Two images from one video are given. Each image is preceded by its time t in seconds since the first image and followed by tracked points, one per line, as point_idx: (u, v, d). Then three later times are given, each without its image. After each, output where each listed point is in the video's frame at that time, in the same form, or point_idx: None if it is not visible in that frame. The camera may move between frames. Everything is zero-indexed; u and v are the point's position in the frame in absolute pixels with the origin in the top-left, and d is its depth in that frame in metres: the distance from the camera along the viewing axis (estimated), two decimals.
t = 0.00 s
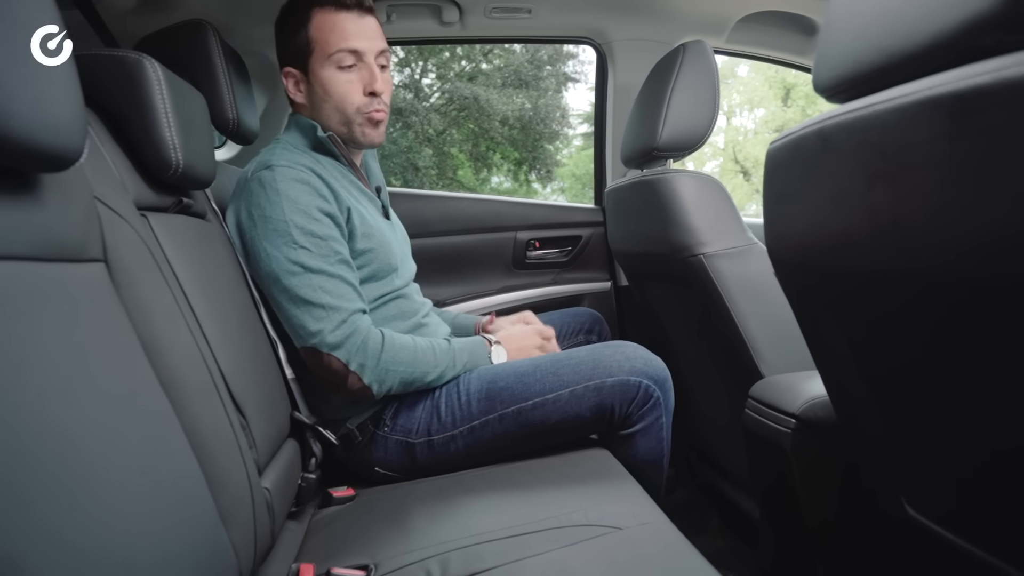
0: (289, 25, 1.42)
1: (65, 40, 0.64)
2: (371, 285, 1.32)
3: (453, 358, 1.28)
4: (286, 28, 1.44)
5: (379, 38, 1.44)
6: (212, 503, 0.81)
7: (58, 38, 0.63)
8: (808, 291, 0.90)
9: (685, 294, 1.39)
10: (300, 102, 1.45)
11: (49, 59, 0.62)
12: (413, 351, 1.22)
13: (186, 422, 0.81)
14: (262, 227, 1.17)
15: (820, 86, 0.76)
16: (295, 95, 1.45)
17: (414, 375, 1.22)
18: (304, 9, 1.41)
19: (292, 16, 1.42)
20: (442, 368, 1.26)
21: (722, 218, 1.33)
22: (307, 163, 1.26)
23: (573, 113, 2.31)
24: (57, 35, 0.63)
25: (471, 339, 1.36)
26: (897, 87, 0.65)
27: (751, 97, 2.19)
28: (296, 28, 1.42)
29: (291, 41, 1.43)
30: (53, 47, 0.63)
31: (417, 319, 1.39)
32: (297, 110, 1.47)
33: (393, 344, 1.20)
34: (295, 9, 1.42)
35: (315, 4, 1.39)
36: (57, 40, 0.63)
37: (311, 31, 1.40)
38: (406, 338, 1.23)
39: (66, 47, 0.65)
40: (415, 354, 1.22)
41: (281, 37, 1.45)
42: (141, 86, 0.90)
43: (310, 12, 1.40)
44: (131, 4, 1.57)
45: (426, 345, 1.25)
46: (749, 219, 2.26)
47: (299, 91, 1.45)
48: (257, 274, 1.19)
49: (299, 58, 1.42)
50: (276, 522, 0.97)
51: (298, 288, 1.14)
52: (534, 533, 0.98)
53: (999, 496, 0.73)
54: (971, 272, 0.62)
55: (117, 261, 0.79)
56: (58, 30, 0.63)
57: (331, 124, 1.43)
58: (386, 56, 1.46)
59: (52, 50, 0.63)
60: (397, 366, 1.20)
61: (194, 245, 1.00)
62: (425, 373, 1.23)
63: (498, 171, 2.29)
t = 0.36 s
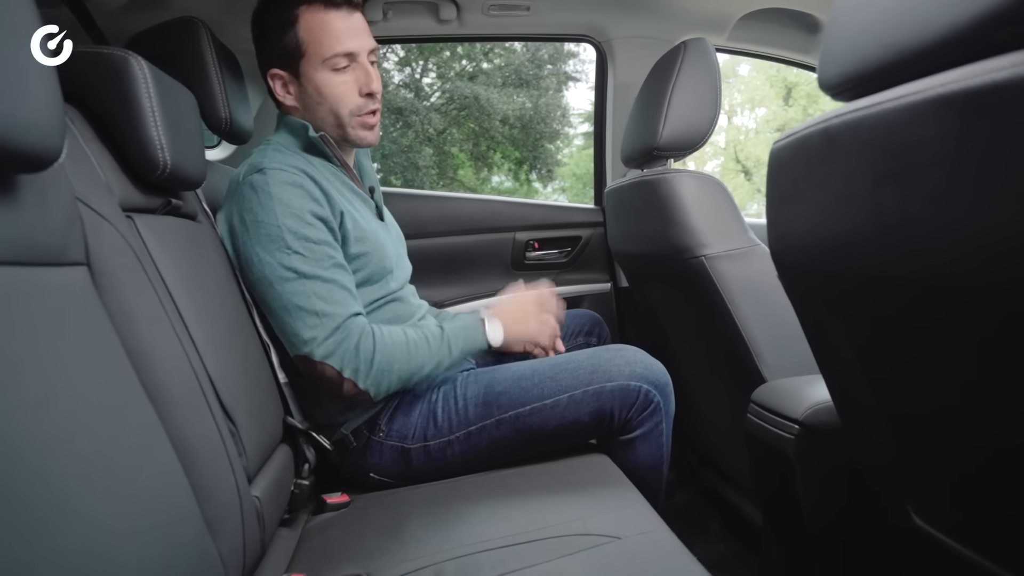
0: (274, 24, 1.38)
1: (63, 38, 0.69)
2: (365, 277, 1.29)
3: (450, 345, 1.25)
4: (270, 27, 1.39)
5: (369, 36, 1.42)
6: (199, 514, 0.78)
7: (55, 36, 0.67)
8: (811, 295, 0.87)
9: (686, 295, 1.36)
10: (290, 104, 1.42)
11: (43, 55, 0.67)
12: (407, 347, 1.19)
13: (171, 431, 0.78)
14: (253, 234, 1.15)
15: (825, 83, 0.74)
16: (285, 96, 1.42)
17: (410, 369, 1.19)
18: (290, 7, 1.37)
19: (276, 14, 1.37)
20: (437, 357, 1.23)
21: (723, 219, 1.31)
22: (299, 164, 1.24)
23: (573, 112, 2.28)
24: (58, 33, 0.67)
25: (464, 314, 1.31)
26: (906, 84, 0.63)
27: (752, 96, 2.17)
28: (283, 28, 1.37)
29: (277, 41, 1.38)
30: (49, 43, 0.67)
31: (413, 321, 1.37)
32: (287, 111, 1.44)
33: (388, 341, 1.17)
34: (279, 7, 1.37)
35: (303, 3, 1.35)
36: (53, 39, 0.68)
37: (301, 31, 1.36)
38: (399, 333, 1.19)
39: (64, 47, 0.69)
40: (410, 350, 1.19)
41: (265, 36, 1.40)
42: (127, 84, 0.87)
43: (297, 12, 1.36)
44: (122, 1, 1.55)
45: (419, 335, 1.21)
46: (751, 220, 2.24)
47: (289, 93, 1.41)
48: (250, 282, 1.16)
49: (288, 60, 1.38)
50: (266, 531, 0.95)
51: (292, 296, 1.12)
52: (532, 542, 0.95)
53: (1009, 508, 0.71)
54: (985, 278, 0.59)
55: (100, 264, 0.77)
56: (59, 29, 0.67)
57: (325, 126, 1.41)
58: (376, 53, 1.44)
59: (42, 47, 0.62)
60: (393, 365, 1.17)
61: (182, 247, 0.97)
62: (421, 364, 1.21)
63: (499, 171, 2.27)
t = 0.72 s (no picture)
0: (296, 22, 1.33)
1: (66, 40, 0.83)
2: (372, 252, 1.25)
3: (465, 272, 1.17)
4: (291, 25, 1.34)
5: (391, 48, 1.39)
6: (188, 527, 0.76)
7: (56, 39, 0.83)
8: (817, 302, 0.85)
9: (690, 299, 1.34)
10: (300, 105, 1.37)
11: (47, 59, 0.83)
12: (428, 301, 1.14)
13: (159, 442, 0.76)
14: (255, 240, 1.13)
15: (832, 84, 0.71)
16: (296, 96, 1.37)
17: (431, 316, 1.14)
18: (317, 8, 1.32)
19: (299, 13, 1.33)
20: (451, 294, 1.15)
21: (728, 222, 1.28)
22: (294, 164, 1.22)
23: (578, 112, 2.26)
24: (56, 35, 0.83)
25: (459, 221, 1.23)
26: (919, 85, 0.60)
27: (757, 96, 2.12)
28: (305, 28, 1.33)
29: (299, 39, 1.33)
30: (54, 47, 0.83)
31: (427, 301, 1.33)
32: (296, 112, 1.39)
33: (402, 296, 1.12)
34: (305, 7, 1.33)
35: (332, 7, 1.31)
36: (55, 40, 0.83)
37: (326, 34, 1.32)
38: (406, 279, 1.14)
39: (67, 47, 0.84)
40: (428, 300, 1.14)
41: (284, 33, 1.35)
42: (116, 85, 0.85)
43: (325, 15, 1.31)
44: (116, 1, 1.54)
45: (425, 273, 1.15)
46: (755, 221, 2.21)
47: (300, 93, 1.37)
48: (268, 288, 1.14)
49: (307, 60, 1.34)
50: (259, 542, 0.93)
51: (304, 289, 1.09)
52: (531, 555, 0.93)
53: None
54: (1003, 288, 0.57)
55: (86, 271, 0.74)
56: (58, 32, 0.83)
57: (334, 132, 1.37)
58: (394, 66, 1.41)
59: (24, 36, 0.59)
60: (416, 318, 1.12)
61: (174, 252, 0.95)
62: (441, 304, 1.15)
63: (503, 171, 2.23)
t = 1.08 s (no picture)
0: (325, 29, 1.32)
1: (66, 42, 0.83)
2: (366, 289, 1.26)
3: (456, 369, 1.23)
4: (326, 27, 1.33)
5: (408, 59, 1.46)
6: (185, 540, 0.76)
7: (58, 40, 0.84)
8: (827, 311, 0.83)
9: (698, 304, 1.32)
10: (337, 106, 1.35)
11: (47, 59, 0.83)
12: (415, 369, 1.17)
13: (156, 454, 0.75)
14: (253, 245, 1.12)
15: (843, 88, 0.69)
16: (336, 97, 1.34)
17: (410, 387, 1.16)
18: (354, 12, 1.33)
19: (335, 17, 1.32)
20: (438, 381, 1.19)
21: (736, 226, 1.26)
22: (299, 170, 1.21)
23: (588, 112, 2.23)
24: (56, 36, 0.84)
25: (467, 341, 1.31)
26: (934, 89, 0.58)
27: (769, 95, 2.10)
28: (338, 31, 1.32)
29: (337, 42, 1.32)
30: (53, 47, 0.83)
31: (418, 333, 1.33)
32: (328, 113, 1.36)
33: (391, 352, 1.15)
34: (340, 10, 1.33)
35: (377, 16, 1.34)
36: (56, 40, 0.84)
37: (370, 40, 1.34)
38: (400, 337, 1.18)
39: (67, 47, 0.84)
40: (416, 368, 1.17)
41: (315, 35, 1.33)
42: (115, 92, 0.85)
43: (367, 20, 1.33)
44: (121, 5, 1.55)
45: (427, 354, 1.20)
46: (766, 224, 2.18)
47: (339, 94, 1.34)
48: (251, 297, 1.13)
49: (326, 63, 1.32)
50: (259, 553, 0.92)
51: (295, 308, 1.09)
52: (534, 567, 0.92)
53: None
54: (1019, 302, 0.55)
55: (84, 281, 0.74)
56: (58, 33, 0.84)
57: (367, 134, 1.39)
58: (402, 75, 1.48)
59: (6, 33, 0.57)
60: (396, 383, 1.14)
61: (174, 260, 0.94)
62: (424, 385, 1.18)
63: (513, 171, 2.22)
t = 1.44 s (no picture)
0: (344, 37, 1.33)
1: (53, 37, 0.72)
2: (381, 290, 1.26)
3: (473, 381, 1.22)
4: (355, 33, 1.34)
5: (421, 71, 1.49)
6: (196, 550, 0.75)
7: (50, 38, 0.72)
8: (850, 320, 0.80)
9: (714, 309, 1.30)
10: (362, 110, 1.35)
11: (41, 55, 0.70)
12: (431, 376, 1.16)
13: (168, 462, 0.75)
14: (270, 243, 1.12)
15: (865, 92, 0.67)
16: (364, 101, 1.34)
17: (425, 395, 1.15)
18: (383, 22, 1.35)
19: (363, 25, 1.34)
20: (455, 393, 1.19)
21: (754, 231, 1.24)
22: (316, 173, 1.21)
23: (604, 112, 2.22)
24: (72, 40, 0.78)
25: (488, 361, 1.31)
26: (962, 96, 0.56)
27: (788, 94, 2.08)
28: (368, 38, 1.34)
29: (366, 49, 1.34)
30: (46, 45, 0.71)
31: (431, 338, 1.33)
32: (353, 117, 1.35)
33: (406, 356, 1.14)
34: (370, 19, 1.35)
35: (406, 28, 1.37)
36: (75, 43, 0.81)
37: (399, 49, 1.36)
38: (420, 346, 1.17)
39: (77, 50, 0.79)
40: (432, 375, 1.16)
41: (345, 41, 1.33)
42: (129, 100, 0.85)
43: (396, 31, 1.36)
44: (138, 12, 1.52)
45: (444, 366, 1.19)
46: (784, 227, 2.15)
47: (366, 99, 1.35)
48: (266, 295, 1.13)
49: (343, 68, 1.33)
50: (271, 561, 0.91)
51: (311, 307, 1.08)
52: None
53: None
54: None
55: (97, 290, 0.74)
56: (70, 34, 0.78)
57: (389, 140, 1.39)
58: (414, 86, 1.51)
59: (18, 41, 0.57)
60: (411, 389, 1.13)
61: (187, 266, 0.94)
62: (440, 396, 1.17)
63: (529, 171, 2.21)
